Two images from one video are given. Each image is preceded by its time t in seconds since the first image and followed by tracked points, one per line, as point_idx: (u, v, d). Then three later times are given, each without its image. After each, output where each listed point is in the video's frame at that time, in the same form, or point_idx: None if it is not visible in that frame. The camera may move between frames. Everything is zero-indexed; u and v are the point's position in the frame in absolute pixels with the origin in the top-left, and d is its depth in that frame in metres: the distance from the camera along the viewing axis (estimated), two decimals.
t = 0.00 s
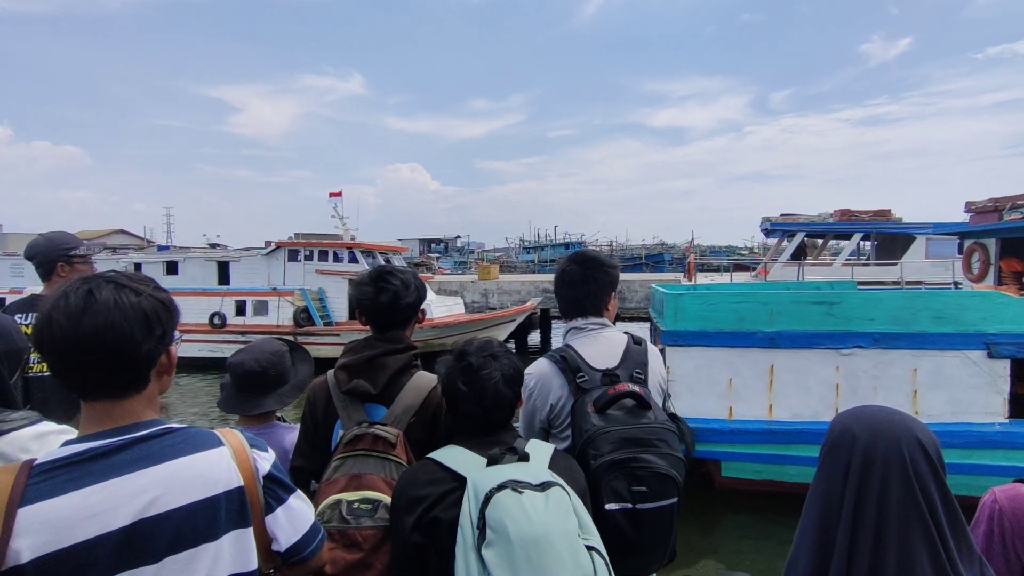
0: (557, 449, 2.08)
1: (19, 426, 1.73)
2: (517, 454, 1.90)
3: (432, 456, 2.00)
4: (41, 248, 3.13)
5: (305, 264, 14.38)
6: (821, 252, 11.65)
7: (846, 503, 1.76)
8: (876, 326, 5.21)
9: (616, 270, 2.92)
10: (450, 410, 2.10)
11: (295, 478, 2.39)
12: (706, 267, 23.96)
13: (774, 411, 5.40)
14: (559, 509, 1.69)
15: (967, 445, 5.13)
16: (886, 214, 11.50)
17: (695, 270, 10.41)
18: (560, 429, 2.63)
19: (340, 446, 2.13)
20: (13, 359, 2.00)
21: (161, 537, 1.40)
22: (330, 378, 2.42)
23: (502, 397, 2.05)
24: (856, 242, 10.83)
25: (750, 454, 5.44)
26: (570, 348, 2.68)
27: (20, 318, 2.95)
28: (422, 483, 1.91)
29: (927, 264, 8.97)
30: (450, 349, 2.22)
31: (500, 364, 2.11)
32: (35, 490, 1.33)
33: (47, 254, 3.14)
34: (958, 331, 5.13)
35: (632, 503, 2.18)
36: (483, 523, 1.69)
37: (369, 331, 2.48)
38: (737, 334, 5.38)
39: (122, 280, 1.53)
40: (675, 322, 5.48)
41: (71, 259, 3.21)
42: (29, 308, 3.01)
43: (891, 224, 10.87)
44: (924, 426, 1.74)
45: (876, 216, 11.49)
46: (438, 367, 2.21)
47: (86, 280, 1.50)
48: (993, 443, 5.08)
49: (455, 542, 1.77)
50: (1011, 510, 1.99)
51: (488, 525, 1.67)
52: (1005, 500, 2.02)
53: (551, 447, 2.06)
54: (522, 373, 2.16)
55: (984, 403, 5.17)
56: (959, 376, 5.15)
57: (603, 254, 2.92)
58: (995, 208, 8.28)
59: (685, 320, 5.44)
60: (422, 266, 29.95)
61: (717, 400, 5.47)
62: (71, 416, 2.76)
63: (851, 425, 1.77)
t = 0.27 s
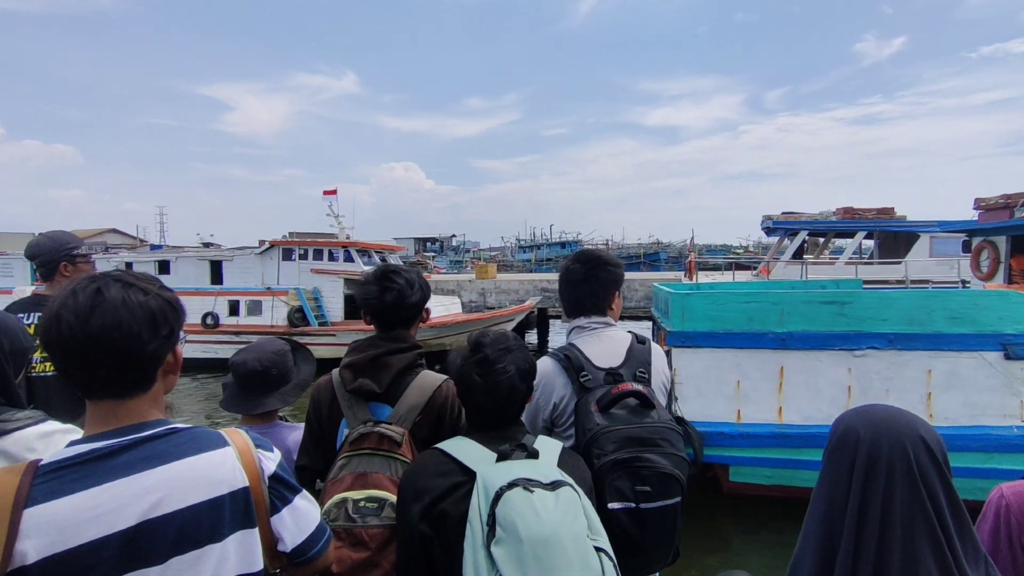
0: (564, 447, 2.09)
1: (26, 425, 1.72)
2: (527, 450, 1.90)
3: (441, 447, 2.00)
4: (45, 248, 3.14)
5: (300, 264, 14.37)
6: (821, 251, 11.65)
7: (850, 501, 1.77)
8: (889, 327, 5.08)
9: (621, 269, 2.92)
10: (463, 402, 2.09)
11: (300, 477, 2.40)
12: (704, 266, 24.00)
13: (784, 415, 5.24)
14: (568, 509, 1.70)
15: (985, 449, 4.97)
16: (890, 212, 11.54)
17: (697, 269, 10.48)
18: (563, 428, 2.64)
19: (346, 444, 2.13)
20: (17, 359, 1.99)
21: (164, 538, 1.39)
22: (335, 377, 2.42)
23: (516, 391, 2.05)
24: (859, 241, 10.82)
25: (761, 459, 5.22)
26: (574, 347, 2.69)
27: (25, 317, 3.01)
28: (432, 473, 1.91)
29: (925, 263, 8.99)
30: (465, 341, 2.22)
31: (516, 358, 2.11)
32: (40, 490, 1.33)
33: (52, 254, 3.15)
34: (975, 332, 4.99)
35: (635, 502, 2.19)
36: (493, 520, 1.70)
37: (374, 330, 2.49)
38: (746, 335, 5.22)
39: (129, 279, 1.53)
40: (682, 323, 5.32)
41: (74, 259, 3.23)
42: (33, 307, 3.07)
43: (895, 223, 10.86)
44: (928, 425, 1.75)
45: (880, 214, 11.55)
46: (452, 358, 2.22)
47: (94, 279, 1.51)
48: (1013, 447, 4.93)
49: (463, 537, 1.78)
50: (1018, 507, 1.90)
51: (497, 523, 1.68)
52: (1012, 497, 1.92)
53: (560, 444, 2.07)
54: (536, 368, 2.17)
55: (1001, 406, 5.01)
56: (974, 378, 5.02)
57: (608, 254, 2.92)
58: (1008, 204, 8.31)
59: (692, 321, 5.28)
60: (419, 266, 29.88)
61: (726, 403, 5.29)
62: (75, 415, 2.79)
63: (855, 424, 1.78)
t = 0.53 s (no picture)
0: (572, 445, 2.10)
1: (32, 425, 1.78)
2: (536, 447, 1.92)
3: (450, 442, 2.01)
4: (47, 247, 3.13)
5: (294, 263, 14.34)
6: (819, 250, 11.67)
7: (855, 498, 1.79)
8: (904, 327, 4.91)
9: (625, 267, 2.94)
10: (474, 396, 2.10)
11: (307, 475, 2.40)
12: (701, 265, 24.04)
13: (794, 418, 5.06)
14: (578, 506, 1.71)
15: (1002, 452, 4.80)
16: (893, 209, 11.46)
17: (697, 269, 10.52)
18: (567, 425, 2.66)
19: (354, 443, 2.13)
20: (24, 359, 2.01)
21: (176, 539, 1.40)
22: (341, 375, 2.43)
23: (528, 388, 2.07)
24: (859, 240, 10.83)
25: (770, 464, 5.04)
26: (578, 345, 2.71)
27: (30, 317, 3.04)
28: (441, 467, 1.93)
29: (921, 262, 9.02)
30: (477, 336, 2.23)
31: (528, 356, 2.12)
32: (50, 494, 1.33)
33: (57, 252, 3.15)
34: (990, 332, 4.83)
35: (640, 499, 2.21)
36: (503, 516, 1.72)
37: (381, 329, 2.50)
38: (754, 336, 5.05)
39: (137, 280, 1.54)
40: (689, 323, 5.13)
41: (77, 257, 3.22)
42: (37, 306, 3.08)
43: (897, 221, 10.85)
44: (932, 422, 1.77)
45: (884, 211, 11.49)
46: (464, 352, 2.21)
47: (102, 280, 1.51)
48: None
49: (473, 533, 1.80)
50: None
51: (508, 518, 1.69)
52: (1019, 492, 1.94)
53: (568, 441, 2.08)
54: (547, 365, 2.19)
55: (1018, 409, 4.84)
56: (990, 380, 4.86)
57: (613, 252, 2.94)
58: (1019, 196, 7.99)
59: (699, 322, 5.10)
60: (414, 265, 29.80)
61: (734, 405, 5.11)
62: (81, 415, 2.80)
63: (860, 421, 1.80)
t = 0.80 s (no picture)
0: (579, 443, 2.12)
1: (44, 425, 1.88)
2: (543, 446, 1.94)
3: (457, 441, 2.03)
4: (57, 249, 3.16)
5: (294, 263, 14.34)
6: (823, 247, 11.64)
7: (863, 495, 1.81)
8: (921, 327, 4.88)
9: (631, 266, 2.96)
10: (482, 396, 2.12)
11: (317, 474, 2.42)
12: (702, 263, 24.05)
13: (810, 421, 5.04)
14: (586, 502, 1.72)
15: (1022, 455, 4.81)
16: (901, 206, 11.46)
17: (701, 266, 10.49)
18: (573, 423, 2.67)
19: (362, 442, 2.15)
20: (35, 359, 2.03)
21: (193, 537, 1.42)
22: (350, 374, 2.45)
23: (536, 388, 2.09)
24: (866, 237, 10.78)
25: (783, 468, 5.04)
26: (585, 343, 2.73)
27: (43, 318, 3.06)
28: (448, 466, 1.94)
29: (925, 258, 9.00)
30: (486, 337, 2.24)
31: (536, 356, 2.15)
32: (69, 492, 1.35)
33: (69, 254, 3.18)
34: (1012, 333, 4.80)
35: (647, 496, 2.23)
36: (511, 513, 1.73)
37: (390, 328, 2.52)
38: (769, 337, 5.05)
39: (153, 280, 1.55)
40: (702, 324, 5.13)
41: (87, 260, 3.25)
42: (48, 307, 3.10)
43: (906, 219, 10.79)
44: (940, 419, 1.79)
45: (891, 207, 11.50)
46: (472, 352, 2.23)
47: (119, 280, 1.52)
48: None
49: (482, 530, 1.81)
50: None
51: (515, 515, 1.71)
52: None
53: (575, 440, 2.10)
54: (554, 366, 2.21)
55: None
56: (1011, 381, 4.85)
57: (619, 250, 2.95)
58: None
59: (712, 322, 5.10)
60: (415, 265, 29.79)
61: (748, 408, 5.11)
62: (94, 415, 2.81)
63: (867, 418, 1.82)
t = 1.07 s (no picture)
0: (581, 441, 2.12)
1: (50, 424, 1.89)
2: (545, 443, 1.93)
3: (459, 441, 2.02)
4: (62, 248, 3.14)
5: (292, 263, 14.32)
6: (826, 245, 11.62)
7: (870, 490, 1.80)
8: (940, 327, 4.79)
9: (634, 263, 2.97)
10: (484, 396, 2.12)
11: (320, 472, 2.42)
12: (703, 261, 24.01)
13: (824, 423, 4.95)
14: (588, 500, 1.72)
15: None
16: (907, 204, 11.50)
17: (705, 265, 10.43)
18: (577, 421, 2.67)
19: (364, 440, 2.15)
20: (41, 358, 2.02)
21: (198, 534, 1.41)
22: (353, 372, 2.44)
23: (537, 386, 2.07)
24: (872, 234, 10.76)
25: (794, 471, 4.97)
26: (588, 340, 2.73)
27: (47, 318, 3.05)
28: (451, 465, 1.94)
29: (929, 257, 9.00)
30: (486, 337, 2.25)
31: (537, 355, 2.13)
32: (77, 489, 1.34)
33: (77, 255, 3.17)
34: None
35: (651, 493, 2.22)
36: (513, 511, 1.73)
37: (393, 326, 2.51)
38: (781, 337, 4.96)
39: (159, 277, 1.54)
40: (713, 323, 5.04)
41: (91, 259, 3.24)
42: (54, 307, 3.09)
43: (913, 215, 10.81)
44: (947, 414, 1.79)
45: (897, 205, 11.54)
46: (472, 352, 2.23)
47: (125, 277, 1.51)
48: None
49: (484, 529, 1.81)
50: None
51: (517, 513, 1.70)
52: None
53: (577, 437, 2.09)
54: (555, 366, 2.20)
55: None
56: None
57: (623, 248, 2.95)
58: None
59: (723, 322, 5.01)
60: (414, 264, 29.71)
61: (760, 411, 5.02)
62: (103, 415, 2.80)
63: (874, 414, 1.82)
